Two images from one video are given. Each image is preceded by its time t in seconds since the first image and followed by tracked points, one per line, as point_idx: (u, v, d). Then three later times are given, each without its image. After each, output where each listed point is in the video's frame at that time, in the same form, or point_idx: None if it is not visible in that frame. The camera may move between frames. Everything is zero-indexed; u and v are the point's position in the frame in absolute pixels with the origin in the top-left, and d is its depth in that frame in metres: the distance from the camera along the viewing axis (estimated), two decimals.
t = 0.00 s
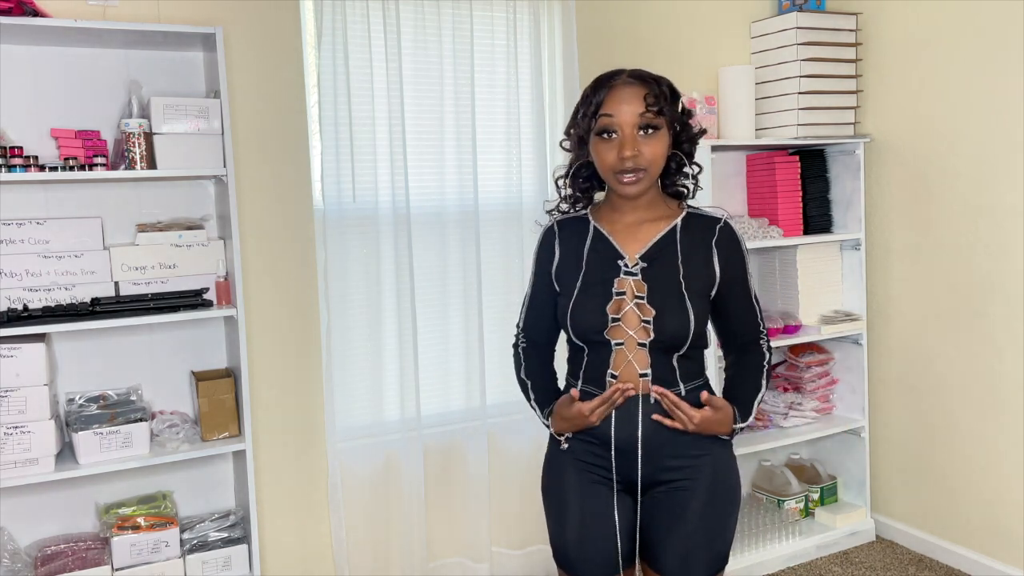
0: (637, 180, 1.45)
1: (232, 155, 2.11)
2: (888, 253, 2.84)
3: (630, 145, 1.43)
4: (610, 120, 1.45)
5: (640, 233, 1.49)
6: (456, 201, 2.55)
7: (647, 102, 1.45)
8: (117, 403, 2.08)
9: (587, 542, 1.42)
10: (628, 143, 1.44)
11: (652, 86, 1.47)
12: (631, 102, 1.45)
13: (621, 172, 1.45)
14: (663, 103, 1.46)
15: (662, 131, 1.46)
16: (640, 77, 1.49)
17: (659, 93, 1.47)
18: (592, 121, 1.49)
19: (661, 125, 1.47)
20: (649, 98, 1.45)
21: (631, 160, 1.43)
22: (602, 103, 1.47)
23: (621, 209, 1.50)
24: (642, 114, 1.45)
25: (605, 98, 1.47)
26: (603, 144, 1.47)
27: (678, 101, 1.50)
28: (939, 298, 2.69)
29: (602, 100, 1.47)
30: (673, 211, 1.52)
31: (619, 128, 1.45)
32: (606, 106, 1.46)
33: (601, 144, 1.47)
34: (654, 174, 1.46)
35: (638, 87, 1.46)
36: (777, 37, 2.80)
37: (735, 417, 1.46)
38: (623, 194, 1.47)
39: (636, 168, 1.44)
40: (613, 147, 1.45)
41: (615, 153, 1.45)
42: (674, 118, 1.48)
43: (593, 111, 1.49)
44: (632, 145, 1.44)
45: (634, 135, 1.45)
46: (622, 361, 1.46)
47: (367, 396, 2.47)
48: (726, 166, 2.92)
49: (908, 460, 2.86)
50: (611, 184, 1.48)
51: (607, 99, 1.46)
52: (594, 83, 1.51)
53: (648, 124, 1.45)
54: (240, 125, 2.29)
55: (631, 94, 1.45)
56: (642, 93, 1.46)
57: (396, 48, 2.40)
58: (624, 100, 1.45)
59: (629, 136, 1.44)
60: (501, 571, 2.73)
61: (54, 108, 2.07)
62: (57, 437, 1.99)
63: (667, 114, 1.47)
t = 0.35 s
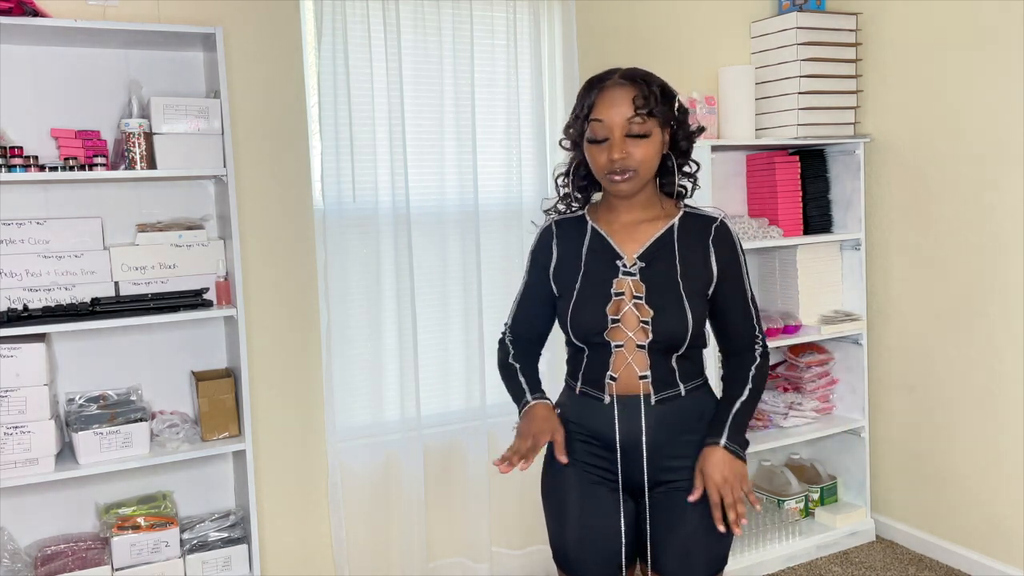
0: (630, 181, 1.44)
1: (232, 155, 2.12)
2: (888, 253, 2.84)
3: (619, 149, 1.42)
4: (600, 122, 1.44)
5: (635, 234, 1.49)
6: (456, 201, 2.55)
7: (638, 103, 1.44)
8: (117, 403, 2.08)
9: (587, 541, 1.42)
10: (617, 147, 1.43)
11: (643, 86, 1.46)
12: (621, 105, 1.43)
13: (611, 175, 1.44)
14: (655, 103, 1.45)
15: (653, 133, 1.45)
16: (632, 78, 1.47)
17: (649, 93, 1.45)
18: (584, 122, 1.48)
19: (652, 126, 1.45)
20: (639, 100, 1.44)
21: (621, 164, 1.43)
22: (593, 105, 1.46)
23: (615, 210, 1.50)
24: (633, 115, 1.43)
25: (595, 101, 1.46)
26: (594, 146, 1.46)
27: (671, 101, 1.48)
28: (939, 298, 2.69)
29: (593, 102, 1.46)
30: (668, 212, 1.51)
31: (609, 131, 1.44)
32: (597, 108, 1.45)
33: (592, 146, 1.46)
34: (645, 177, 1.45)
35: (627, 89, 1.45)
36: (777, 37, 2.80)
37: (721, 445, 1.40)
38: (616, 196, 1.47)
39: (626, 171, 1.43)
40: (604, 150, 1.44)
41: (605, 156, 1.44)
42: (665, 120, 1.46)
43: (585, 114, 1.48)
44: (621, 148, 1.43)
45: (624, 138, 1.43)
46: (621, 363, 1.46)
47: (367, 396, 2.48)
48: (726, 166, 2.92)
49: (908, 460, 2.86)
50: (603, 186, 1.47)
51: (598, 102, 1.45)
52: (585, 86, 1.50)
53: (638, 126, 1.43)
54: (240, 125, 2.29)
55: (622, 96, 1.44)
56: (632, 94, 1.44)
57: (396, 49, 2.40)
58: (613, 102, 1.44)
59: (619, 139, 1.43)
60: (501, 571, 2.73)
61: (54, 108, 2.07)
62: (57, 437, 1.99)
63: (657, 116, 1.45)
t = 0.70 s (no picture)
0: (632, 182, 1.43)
1: (233, 155, 2.12)
2: (888, 253, 2.85)
3: (593, 164, 1.41)
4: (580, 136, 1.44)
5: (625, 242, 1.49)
6: (456, 201, 2.55)
7: (638, 105, 1.43)
8: (117, 403, 2.08)
9: (586, 542, 1.42)
10: (593, 162, 1.41)
11: (642, 87, 1.45)
12: (598, 119, 1.41)
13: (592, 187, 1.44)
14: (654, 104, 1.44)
15: (632, 147, 1.41)
16: (616, 90, 1.44)
17: (641, 99, 1.43)
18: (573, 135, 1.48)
19: (632, 140, 1.42)
20: (616, 116, 1.41)
21: (598, 177, 1.42)
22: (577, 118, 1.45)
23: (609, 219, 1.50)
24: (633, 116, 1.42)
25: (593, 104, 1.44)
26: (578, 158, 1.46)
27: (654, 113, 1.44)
28: (939, 298, 2.69)
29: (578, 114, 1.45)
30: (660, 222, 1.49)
31: (588, 145, 1.43)
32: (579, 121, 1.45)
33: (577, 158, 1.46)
34: (625, 189, 1.43)
35: (626, 91, 1.44)
36: (777, 37, 2.80)
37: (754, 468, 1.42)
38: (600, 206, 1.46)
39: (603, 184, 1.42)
40: (583, 163, 1.44)
41: (585, 168, 1.44)
42: (645, 132, 1.42)
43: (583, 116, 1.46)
44: (596, 163, 1.41)
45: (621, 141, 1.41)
46: (623, 360, 1.45)
47: (367, 396, 2.48)
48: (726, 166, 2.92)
49: (908, 460, 2.86)
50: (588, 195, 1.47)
51: (581, 115, 1.44)
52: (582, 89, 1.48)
53: (614, 142, 1.41)
54: (239, 125, 2.29)
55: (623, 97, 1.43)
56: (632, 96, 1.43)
57: (396, 49, 2.40)
58: (591, 117, 1.42)
59: (595, 154, 1.42)
60: (501, 571, 2.73)
61: (54, 108, 2.07)
62: (57, 437, 1.99)
63: (635, 130, 1.41)
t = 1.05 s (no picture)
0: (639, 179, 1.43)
1: (233, 155, 2.11)
2: (888, 253, 2.85)
3: (598, 169, 1.42)
4: (584, 138, 1.43)
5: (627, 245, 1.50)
6: (457, 201, 2.55)
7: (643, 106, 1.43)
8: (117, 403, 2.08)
9: (587, 542, 1.42)
10: (597, 166, 1.42)
11: (647, 87, 1.45)
12: (602, 123, 1.41)
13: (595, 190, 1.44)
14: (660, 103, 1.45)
15: (636, 151, 1.42)
16: (620, 92, 1.43)
17: (645, 101, 1.43)
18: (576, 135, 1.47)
19: (637, 144, 1.42)
20: (621, 120, 1.41)
21: (601, 182, 1.42)
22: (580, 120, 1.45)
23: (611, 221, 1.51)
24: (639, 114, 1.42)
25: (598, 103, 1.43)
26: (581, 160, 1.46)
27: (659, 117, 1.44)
28: (939, 298, 2.69)
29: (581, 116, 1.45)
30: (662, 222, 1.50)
31: (592, 149, 1.43)
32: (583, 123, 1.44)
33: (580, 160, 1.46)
34: (629, 193, 1.44)
35: (630, 93, 1.43)
36: (777, 37, 2.80)
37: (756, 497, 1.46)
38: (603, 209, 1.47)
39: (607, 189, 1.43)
40: (587, 166, 1.44)
41: (589, 172, 1.44)
42: (649, 135, 1.42)
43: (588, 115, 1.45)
44: (600, 167, 1.42)
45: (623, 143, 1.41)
46: (626, 360, 1.45)
47: (368, 396, 2.48)
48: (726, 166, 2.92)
49: (909, 460, 2.86)
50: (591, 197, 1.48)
51: (584, 117, 1.44)
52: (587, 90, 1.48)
53: (618, 146, 1.41)
54: (239, 124, 2.29)
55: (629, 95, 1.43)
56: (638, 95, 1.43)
57: (397, 49, 2.40)
58: (595, 120, 1.42)
59: (599, 159, 1.42)
60: (501, 571, 2.73)
61: (54, 108, 2.07)
62: (57, 437, 1.99)
63: (640, 134, 1.41)
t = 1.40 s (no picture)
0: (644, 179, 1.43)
1: (232, 155, 2.12)
2: (888, 253, 2.85)
3: (607, 169, 1.41)
4: (593, 138, 1.43)
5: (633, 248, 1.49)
6: (457, 201, 2.55)
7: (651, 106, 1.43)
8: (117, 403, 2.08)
9: (588, 540, 1.41)
10: (607, 166, 1.42)
11: (654, 87, 1.45)
12: (612, 123, 1.41)
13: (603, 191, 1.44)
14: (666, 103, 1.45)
15: (646, 152, 1.42)
16: (629, 92, 1.43)
17: (654, 102, 1.43)
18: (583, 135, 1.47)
19: (646, 144, 1.42)
20: (631, 119, 1.41)
21: (610, 182, 1.42)
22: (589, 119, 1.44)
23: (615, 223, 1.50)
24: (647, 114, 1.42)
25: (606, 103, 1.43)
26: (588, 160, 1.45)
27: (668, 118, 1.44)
28: (939, 298, 2.69)
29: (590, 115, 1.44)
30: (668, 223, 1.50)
31: (601, 148, 1.42)
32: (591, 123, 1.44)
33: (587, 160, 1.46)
34: (637, 194, 1.44)
35: (640, 93, 1.43)
36: (777, 37, 2.80)
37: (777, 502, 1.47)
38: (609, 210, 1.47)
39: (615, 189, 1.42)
40: (596, 166, 1.44)
41: (598, 172, 1.43)
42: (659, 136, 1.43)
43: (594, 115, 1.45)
44: (610, 167, 1.42)
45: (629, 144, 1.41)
46: (629, 360, 1.45)
47: (368, 396, 2.48)
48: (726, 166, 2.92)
49: (909, 460, 2.86)
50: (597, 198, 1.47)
51: (594, 116, 1.43)
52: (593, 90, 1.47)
53: (628, 146, 1.41)
54: (239, 124, 2.29)
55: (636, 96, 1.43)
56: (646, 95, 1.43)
57: (397, 49, 2.40)
58: (605, 120, 1.42)
59: (609, 159, 1.42)
60: (501, 571, 2.73)
61: (55, 108, 2.07)
62: (57, 437, 1.99)
63: (650, 134, 1.42)
